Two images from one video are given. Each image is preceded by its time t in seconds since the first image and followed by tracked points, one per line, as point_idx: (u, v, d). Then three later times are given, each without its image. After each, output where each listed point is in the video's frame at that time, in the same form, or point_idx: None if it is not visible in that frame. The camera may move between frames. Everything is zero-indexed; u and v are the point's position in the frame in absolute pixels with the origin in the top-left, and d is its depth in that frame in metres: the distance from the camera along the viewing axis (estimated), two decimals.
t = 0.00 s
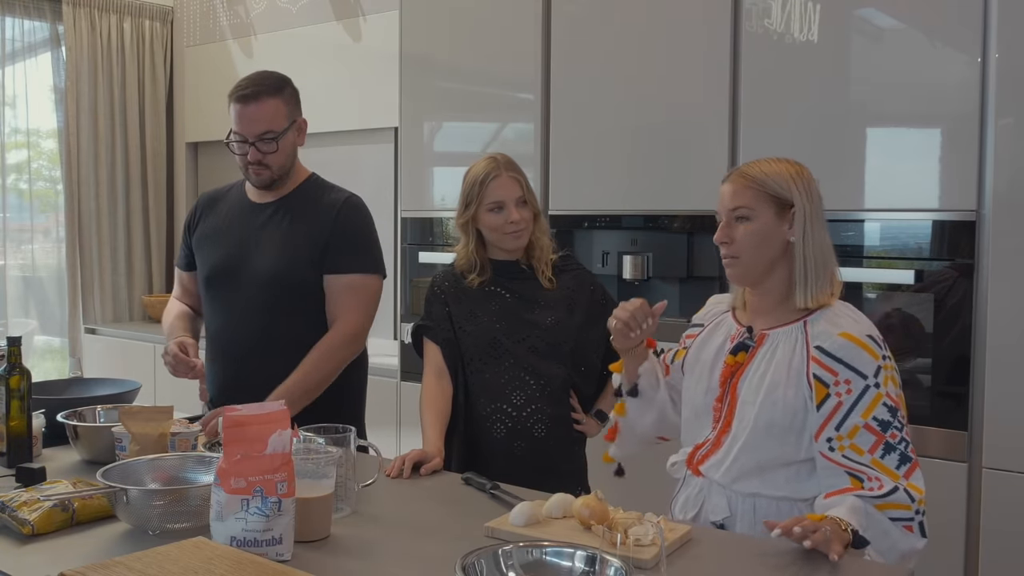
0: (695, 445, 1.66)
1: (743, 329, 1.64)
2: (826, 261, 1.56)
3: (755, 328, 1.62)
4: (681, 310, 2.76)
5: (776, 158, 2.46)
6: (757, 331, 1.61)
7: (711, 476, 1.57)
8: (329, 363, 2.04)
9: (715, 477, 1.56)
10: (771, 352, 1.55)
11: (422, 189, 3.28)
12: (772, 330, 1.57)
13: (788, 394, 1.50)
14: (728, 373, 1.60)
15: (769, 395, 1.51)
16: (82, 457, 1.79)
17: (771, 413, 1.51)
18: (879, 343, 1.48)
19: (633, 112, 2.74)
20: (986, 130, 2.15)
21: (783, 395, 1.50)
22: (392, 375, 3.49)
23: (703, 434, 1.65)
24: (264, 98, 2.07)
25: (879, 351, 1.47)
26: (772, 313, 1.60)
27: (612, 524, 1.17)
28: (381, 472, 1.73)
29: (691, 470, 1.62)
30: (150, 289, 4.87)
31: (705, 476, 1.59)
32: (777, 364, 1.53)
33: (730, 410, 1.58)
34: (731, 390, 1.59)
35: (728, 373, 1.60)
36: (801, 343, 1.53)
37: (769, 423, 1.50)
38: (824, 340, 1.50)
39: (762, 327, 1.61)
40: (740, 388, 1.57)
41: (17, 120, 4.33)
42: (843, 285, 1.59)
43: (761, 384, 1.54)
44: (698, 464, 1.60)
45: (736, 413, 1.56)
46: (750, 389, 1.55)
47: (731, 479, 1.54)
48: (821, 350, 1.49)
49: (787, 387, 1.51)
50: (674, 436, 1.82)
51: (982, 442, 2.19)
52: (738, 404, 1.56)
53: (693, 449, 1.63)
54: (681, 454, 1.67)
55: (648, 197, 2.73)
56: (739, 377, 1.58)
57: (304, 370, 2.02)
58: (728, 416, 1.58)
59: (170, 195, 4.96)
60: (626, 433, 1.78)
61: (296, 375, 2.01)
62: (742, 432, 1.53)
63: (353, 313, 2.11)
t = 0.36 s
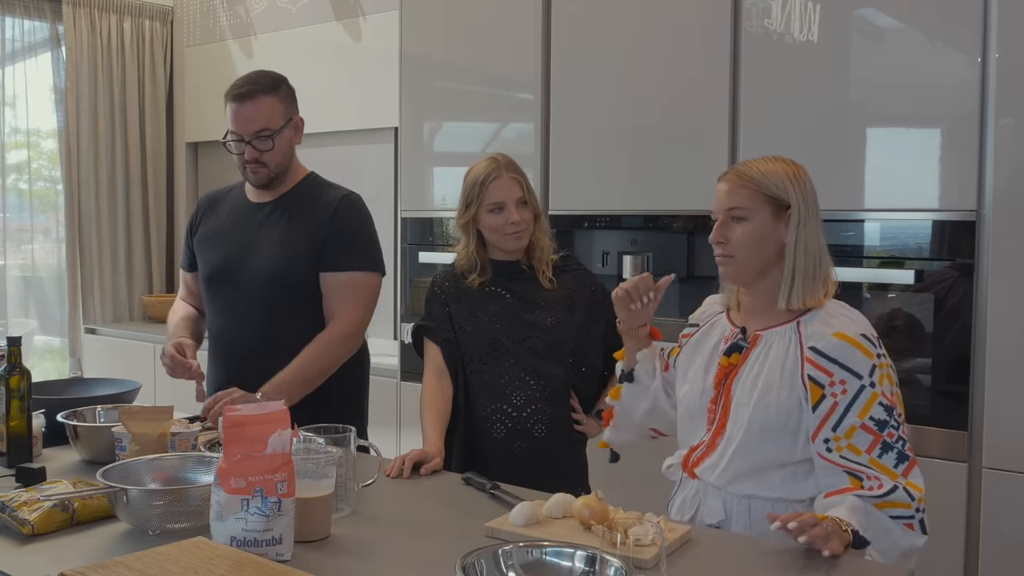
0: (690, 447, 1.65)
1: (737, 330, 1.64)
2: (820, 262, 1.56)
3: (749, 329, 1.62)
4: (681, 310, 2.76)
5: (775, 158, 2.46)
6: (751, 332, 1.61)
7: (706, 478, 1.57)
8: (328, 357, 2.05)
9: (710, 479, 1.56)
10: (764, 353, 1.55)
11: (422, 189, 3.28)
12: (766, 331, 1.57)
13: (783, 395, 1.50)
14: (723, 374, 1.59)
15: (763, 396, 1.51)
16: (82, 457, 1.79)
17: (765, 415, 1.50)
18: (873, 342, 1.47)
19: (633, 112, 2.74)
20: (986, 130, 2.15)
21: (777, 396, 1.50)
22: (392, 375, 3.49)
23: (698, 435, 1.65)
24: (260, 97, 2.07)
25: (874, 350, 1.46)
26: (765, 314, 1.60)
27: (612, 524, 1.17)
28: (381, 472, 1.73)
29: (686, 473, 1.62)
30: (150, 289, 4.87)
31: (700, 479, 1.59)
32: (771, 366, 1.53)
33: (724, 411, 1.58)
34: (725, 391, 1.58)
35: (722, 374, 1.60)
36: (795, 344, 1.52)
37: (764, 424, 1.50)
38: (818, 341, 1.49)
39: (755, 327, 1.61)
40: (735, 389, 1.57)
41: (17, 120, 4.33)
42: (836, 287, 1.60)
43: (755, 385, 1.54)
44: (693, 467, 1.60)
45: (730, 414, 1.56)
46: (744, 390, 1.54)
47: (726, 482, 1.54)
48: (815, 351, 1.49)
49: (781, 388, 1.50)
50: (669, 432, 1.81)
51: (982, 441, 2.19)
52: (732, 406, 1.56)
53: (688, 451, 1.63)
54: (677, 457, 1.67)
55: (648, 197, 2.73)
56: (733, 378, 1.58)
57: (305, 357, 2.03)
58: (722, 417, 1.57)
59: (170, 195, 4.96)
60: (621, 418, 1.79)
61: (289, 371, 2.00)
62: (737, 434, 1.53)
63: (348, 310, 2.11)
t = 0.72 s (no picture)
0: (692, 446, 1.66)
1: (741, 329, 1.64)
2: (826, 268, 1.56)
3: (754, 328, 1.62)
4: (681, 310, 2.76)
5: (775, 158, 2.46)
6: (756, 331, 1.61)
7: (706, 478, 1.57)
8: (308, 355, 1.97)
9: (711, 479, 1.56)
10: (769, 352, 1.56)
11: (422, 189, 3.28)
12: (771, 331, 1.58)
13: (787, 396, 1.51)
14: (725, 374, 1.60)
15: (768, 397, 1.52)
16: (82, 457, 1.79)
17: (769, 415, 1.51)
18: (878, 346, 1.47)
19: (634, 113, 2.74)
20: (986, 130, 2.15)
21: (781, 397, 1.51)
22: (392, 375, 3.49)
23: (699, 434, 1.66)
24: (258, 95, 2.07)
25: (879, 355, 1.46)
26: (770, 314, 1.60)
27: (612, 524, 1.16)
28: (381, 472, 1.73)
29: (687, 472, 1.63)
30: (150, 289, 4.87)
31: (701, 478, 1.59)
32: (775, 367, 1.53)
33: (727, 411, 1.58)
34: (727, 391, 1.59)
35: (725, 374, 1.60)
36: (800, 345, 1.52)
37: (767, 425, 1.51)
38: (824, 343, 1.49)
39: (760, 328, 1.61)
40: (738, 390, 1.57)
41: (17, 120, 4.33)
42: (843, 290, 1.58)
43: (759, 385, 1.54)
44: (694, 466, 1.61)
45: (733, 414, 1.57)
46: (747, 392, 1.55)
47: (727, 482, 1.54)
48: (821, 353, 1.49)
49: (786, 389, 1.51)
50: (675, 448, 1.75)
51: (982, 441, 2.19)
52: (735, 406, 1.57)
53: (690, 450, 1.64)
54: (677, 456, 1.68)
55: (648, 197, 2.73)
56: (736, 378, 1.58)
57: (285, 354, 1.94)
58: (724, 417, 1.58)
59: (170, 195, 4.96)
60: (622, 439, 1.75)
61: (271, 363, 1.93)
62: (739, 434, 1.54)
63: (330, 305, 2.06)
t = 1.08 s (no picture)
0: (702, 446, 1.64)
1: (749, 329, 1.64)
2: (836, 264, 1.56)
3: (762, 328, 1.62)
4: (682, 310, 2.76)
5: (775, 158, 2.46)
6: (765, 330, 1.61)
7: (719, 477, 1.57)
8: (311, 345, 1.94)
9: (724, 477, 1.56)
10: (781, 350, 1.56)
11: (422, 189, 3.28)
12: (781, 330, 1.58)
13: (800, 394, 1.50)
14: (736, 374, 1.59)
15: (780, 394, 1.52)
16: (82, 457, 1.79)
17: (781, 412, 1.51)
18: (887, 344, 1.48)
19: (634, 113, 2.74)
20: (986, 130, 2.15)
21: (794, 394, 1.51)
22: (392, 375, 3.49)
23: (709, 435, 1.64)
24: (254, 94, 2.06)
25: (888, 353, 1.47)
26: (778, 313, 1.61)
27: (613, 524, 1.17)
28: (381, 472, 1.73)
29: (697, 472, 1.62)
30: (150, 289, 4.87)
31: (712, 478, 1.59)
32: (787, 364, 1.53)
33: (738, 410, 1.57)
34: (739, 391, 1.58)
35: (735, 374, 1.59)
36: (811, 342, 1.53)
37: (778, 423, 1.51)
38: (834, 340, 1.50)
39: (769, 327, 1.61)
40: (750, 389, 1.56)
41: (17, 120, 4.33)
42: (851, 290, 1.59)
43: (770, 384, 1.54)
44: (706, 466, 1.60)
45: (745, 413, 1.56)
46: (760, 390, 1.55)
47: (740, 480, 1.54)
48: (831, 350, 1.50)
49: (798, 386, 1.51)
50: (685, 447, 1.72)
51: (982, 441, 2.19)
52: (747, 405, 1.56)
53: (700, 450, 1.63)
54: (687, 455, 1.66)
55: (647, 197, 2.73)
56: (747, 378, 1.58)
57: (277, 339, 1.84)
58: (736, 416, 1.57)
59: (170, 195, 4.96)
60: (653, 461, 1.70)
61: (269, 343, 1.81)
62: (752, 433, 1.53)
63: (335, 301, 2.04)
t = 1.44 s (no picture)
0: (704, 446, 1.65)
1: (752, 330, 1.63)
2: (840, 265, 1.56)
3: (765, 328, 1.62)
4: (681, 310, 2.76)
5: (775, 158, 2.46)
6: (767, 331, 1.61)
7: (723, 478, 1.57)
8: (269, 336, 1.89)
9: (728, 478, 1.55)
10: (784, 351, 1.56)
11: (422, 189, 3.28)
12: (784, 331, 1.58)
13: (802, 395, 1.50)
14: (739, 375, 1.59)
15: (783, 395, 1.52)
16: (82, 457, 1.79)
17: (785, 413, 1.51)
18: (890, 346, 1.48)
19: (634, 113, 2.74)
20: (986, 130, 2.15)
21: (797, 396, 1.51)
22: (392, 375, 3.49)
23: (712, 436, 1.64)
24: (257, 95, 2.07)
25: (891, 355, 1.48)
26: (783, 313, 1.61)
27: (613, 524, 1.16)
28: (381, 472, 1.73)
29: (701, 472, 1.62)
30: (150, 289, 4.86)
31: (716, 478, 1.58)
32: (791, 364, 1.53)
33: (741, 411, 1.58)
34: (742, 391, 1.58)
35: (738, 375, 1.59)
36: (814, 344, 1.53)
37: (781, 424, 1.50)
38: (837, 342, 1.51)
39: (772, 327, 1.61)
40: (752, 390, 1.56)
41: (17, 120, 4.34)
42: (853, 289, 1.58)
43: (773, 385, 1.54)
44: (709, 466, 1.60)
45: (748, 414, 1.56)
46: (763, 390, 1.55)
47: (744, 481, 1.53)
48: (834, 351, 1.50)
49: (801, 387, 1.51)
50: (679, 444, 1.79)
51: (982, 441, 2.19)
52: (750, 406, 1.56)
53: (704, 451, 1.63)
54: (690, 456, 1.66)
55: (648, 197, 2.73)
56: (749, 379, 1.58)
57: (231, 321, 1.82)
58: (739, 417, 1.57)
59: (170, 195, 4.96)
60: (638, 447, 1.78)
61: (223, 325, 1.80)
62: (755, 433, 1.53)
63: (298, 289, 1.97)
